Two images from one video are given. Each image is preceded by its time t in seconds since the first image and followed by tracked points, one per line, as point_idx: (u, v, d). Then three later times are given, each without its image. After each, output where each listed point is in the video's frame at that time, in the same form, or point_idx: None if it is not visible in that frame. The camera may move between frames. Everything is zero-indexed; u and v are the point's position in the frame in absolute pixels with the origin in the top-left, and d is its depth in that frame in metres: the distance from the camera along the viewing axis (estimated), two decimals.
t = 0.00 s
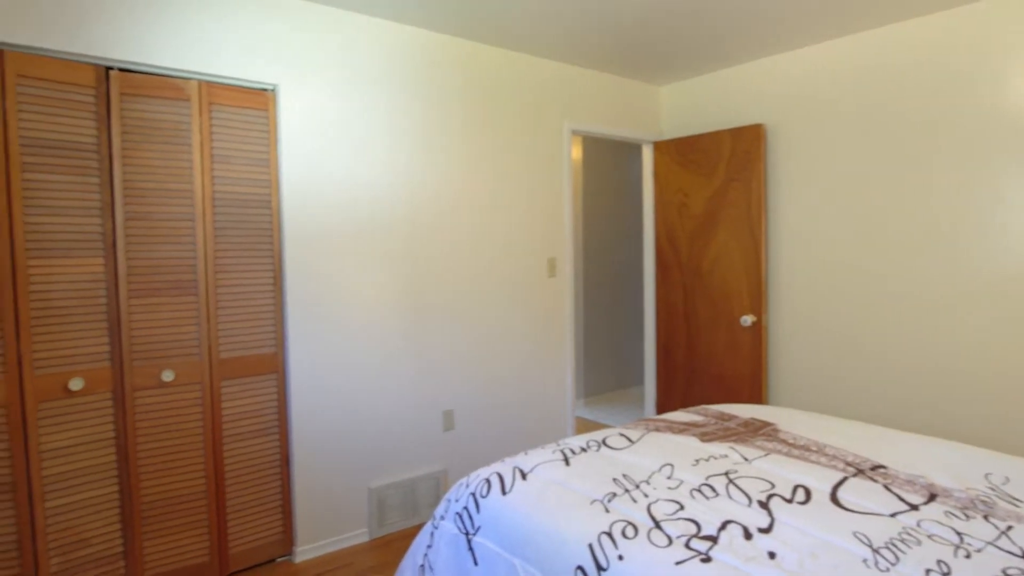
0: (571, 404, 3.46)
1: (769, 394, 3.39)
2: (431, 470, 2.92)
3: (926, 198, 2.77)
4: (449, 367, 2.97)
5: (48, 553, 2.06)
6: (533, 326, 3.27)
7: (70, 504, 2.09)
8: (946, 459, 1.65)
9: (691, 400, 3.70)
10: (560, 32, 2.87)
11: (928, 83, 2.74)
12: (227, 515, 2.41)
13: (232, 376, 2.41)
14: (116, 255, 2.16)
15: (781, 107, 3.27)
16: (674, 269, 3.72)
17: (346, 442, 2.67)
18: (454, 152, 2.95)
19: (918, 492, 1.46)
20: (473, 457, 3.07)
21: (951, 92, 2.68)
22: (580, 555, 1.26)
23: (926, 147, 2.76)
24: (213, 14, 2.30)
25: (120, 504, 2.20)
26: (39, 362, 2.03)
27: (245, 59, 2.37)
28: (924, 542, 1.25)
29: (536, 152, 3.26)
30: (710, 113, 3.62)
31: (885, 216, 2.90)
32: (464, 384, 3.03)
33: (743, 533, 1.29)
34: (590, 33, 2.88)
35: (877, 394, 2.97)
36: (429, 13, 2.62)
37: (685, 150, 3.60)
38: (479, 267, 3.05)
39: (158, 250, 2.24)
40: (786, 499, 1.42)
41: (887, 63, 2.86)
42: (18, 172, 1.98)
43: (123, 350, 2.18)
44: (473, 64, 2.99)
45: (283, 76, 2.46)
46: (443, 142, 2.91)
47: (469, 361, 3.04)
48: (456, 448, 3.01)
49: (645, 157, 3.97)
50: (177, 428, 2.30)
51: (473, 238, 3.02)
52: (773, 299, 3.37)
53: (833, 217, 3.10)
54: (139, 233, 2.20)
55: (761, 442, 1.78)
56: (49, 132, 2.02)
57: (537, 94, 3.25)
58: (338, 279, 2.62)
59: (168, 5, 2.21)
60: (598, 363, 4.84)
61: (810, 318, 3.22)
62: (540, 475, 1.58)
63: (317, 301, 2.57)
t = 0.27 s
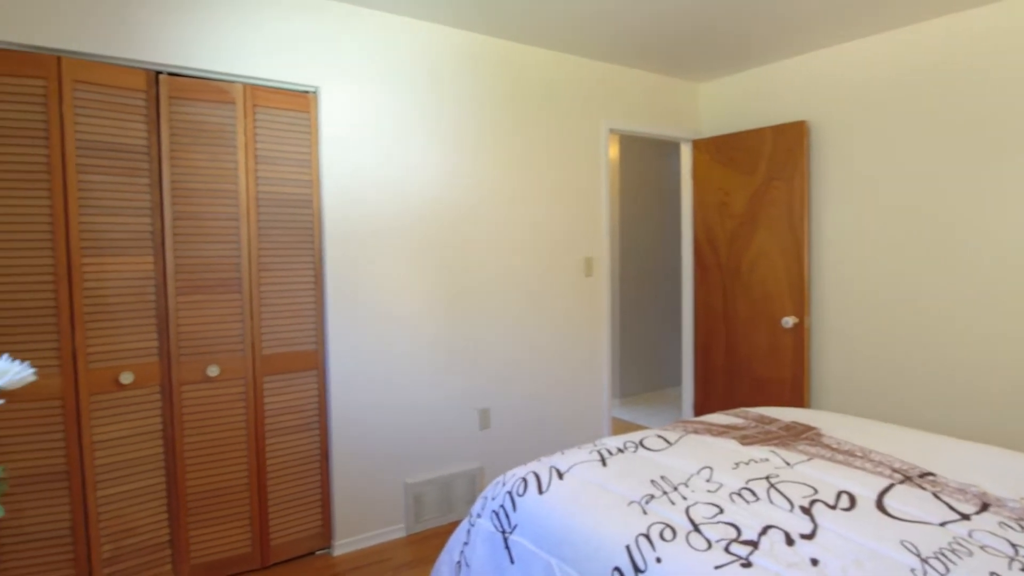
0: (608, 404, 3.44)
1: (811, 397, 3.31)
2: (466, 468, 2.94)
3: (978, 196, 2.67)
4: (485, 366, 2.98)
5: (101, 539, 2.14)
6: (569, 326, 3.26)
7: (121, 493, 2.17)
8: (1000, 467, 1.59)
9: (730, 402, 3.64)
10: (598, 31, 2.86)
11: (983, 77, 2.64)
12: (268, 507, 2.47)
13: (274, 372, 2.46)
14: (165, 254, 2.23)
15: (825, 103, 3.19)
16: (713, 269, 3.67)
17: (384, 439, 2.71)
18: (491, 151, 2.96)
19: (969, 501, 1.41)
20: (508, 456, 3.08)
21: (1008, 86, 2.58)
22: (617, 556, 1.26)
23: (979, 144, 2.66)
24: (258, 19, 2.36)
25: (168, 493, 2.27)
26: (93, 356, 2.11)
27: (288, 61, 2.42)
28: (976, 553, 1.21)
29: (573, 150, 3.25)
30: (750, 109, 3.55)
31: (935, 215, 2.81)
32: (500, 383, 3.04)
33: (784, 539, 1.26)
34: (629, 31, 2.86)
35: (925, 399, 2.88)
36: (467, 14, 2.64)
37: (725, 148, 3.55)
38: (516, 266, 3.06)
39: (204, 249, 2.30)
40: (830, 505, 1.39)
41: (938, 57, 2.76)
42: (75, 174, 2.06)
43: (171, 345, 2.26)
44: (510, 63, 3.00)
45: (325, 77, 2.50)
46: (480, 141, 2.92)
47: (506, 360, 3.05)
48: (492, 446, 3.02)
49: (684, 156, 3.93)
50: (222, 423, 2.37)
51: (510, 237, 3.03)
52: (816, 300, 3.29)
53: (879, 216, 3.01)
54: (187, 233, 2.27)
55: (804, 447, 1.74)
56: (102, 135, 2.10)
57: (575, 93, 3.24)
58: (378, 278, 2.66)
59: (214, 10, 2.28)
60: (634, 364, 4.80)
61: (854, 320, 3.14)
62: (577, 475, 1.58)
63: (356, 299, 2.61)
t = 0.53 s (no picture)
0: (644, 405, 3.41)
1: (855, 401, 3.23)
2: (502, 467, 2.95)
3: None
4: (521, 365, 2.99)
5: (149, 528, 2.21)
6: (605, 326, 3.24)
7: (167, 483, 2.25)
8: None
9: (770, 405, 3.57)
10: (636, 28, 2.83)
11: None
12: (308, 501, 2.52)
13: (313, 369, 2.51)
14: (210, 253, 2.30)
15: (870, 99, 3.10)
16: (753, 269, 3.61)
17: (420, 436, 2.74)
18: (527, 151, 2.96)
19: None
20: (543, 455, 3.08)
21: None
22: (654, 558, 1.25)
23: None
24: (300, 22, 2.40)
25: (212, 485, 2.34)
26: (142, 351, 2.18)
27: (328, 63, 2.46)
28: None
29: (609, 149, 3.22)
30: (793, 107, 3.48)
31: (987, 214, 2.70)
32: (536, 382, 3.04)
33: (827, 546, 1.24)
34: (667, 28, 2.83)
35: (976, 404, 2.78)
36: (505, 14, 2.64)
37: (766, 146, 3.48)
38: (552, 264, 3.05)
39: (248, 248, 2.36)
40: (876, 512, 1.35)
41: (991, 50, 2.66)
42: (126, 176, 2.13)
43: (216, 341, 2.32)
44: (548, 62, 3.00)
45: (364, 79, 2.54)
46: (517, 140, 2.93)
47: (541, 360, 3.04)
48: (527, 446, 3.03)
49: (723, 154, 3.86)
50: (263, 418, 2.42)
51: (546, 236, 3.03)
52: (860, 302, 3.21)
53: (927, 215, 2.91)
54: (231, 232, 2.33)
55: (848, 452, 1.70)
56: (151, 137, 2.17)
57: (612, 91, 3.22)
58: (415, 277, 2.68)
59: (257, 14, 2.33)
60: (671, 365, 4.74)
61: (900, 322, 3.04)
62: (614, 476, 1.57)
63: (393, 297, 2.64)
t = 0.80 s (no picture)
0: (681, 407, 3.37)
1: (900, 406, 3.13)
2: (536, 466, 2.95)
3: None
4: (557, 364, 2.98)
5: (193, 518, 2.28)
6: (641, 326, 3.21)
7: (209, 476, 2.31)
8: None
9: (810, 409, 3.49)
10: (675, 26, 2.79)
11: None
12: (345, 496, 2.56)
13: (352, 366, 2.55)
14: (253, 252, 2.35)
15: (918, 95, 3.01)
16: (794, 269, 3.53)
17: (455, 434, 2.76)
18: (564, 150, 2.95)
19: None
20: (577, 455, 3.07)
21: None
22: (692, 562, 1.23)
23: None
24: (340, 25, 2.44)
25: (253, 478, 2.40)
26: (187, 347, 2.25)
27: (367, 65, 2.50)
28: None
29: (647, 148, 3.19)
30: (837, 103, 3.39)
31: None
32: (570, 382, 3.03)
33: (872, 554, 1.20)
34: (706, 25, 2.79)
35: None
36: (542, 13, 2.64)
37: (809, 144, 3.40)
38: (588, 263, 3.04)
39: (289, 247, 2.41)
40: (923, 521, 1.31)
41: None
42: (174, 177, 2.20)
43: (257, 338, 2.38)
44: (585, 61, 2.98)
45: (402, 80, 2.57)
46: (554, 139, 2.92)
47: (576, 360, 3.03)
48: (562, 445, 3.02)
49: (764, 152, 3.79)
50: (303, 414, 2.47)
51: (582, 236, 3.01)
52: (906, 304, 3.11)
53: (979, 215, 2.81)
54: (273, 231, 2.38)
55: (893, 458, 1.65)
56: (197, 139, 2.24)
57: (650, 89, 3.19)
58: (451, 275, 2.70)
59: (299, 18, 2.37)
60: (708, 367, 4.68)
61: (949, 325, 2.94)
62: (651, 478, 1.56)
63: (430, 296, 2.66)
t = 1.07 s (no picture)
0: (718, 409, 3.32)
1: (949, 412, 3.03)
2: (571, 466, 2.95)
3: None
4: (591, 365, 2.97)
5: (236, 510, 2.34)
6: (677, 326, 3.18)
7: (251, 469, 2.37)
8: None
9: (853, 413, 3.41)
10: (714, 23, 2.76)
11: None
12: (382, 492, 2.60)
13: (388, 364, 2.59)
14: (294, 251, 2.41)
15: (969, 90, 2.90)
16: (837, 270, 3.45)
17: (490, 432, 2.77)
18: (600, 149, 2.94)
19: None
20: (612, 456, 3.05)
21: None
22: (730, 567, 1.22)
23: None
24: (378, 28, 2.47)
25: (293, 472, 2.45)
26: (230, 344, 2.31)
27: (405, 67, 2.52)
28: None
29: (684, 146, 3.15)
30: (883, 100, 3.30)
31: None
32: (605, 382, 3.01)
33: (919, 564, 1.17)
34: (745, 22, 2.74)
35: None
36: (579, 12, 2.64)
37: (853, 141, 3.32)
38: (624, 263, 3.02)
39: (328, 246, 2.46)
40: (973, 531, 1.27)
41: None
42: (219, 178, 2.26)
43: (297, 335, 2.43)
44: (622, 59, 2.96)
45: (439, 81, 2.59)
46: (590, 138, 2.91)
47: (611, 360, 3.02)
48: (596, 446, 3.01)
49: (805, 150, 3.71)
50: (341, 410, 2.51)
51: (618, 235, 3.00)
52: (956, 306, 3.01)
53: None
54: (313, 231, 2.43)
55: (941, 466, 1.60)
56: (241, 141, 2.30)
57: (687, 87, 3.15)
58: (486, 275, 2.72)
59: (339, 22, 2.41)
60: (746, 369, 4.60)
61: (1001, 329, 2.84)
62: (688, 481, 1.54)
63: (466, 295, 2.68)
